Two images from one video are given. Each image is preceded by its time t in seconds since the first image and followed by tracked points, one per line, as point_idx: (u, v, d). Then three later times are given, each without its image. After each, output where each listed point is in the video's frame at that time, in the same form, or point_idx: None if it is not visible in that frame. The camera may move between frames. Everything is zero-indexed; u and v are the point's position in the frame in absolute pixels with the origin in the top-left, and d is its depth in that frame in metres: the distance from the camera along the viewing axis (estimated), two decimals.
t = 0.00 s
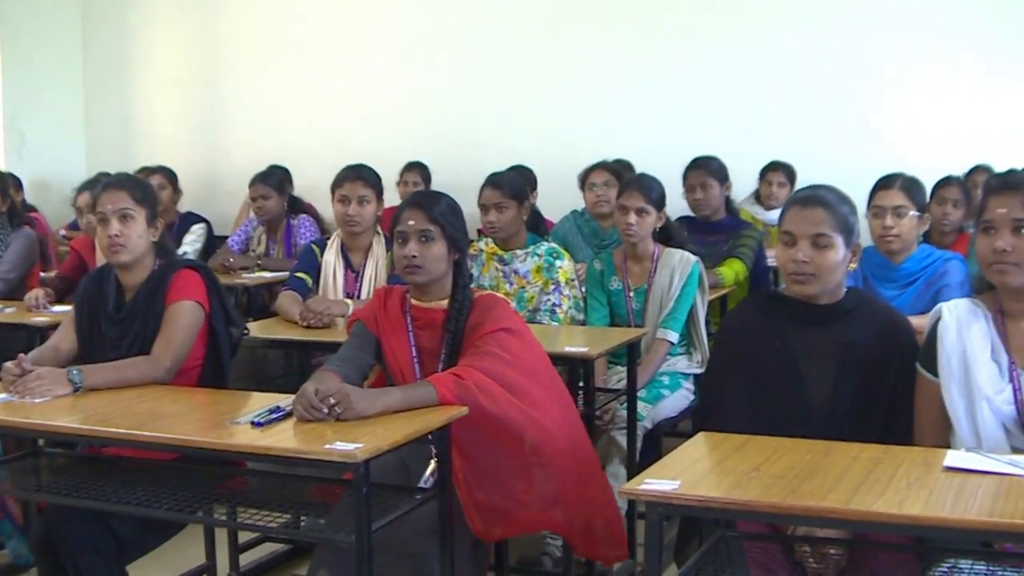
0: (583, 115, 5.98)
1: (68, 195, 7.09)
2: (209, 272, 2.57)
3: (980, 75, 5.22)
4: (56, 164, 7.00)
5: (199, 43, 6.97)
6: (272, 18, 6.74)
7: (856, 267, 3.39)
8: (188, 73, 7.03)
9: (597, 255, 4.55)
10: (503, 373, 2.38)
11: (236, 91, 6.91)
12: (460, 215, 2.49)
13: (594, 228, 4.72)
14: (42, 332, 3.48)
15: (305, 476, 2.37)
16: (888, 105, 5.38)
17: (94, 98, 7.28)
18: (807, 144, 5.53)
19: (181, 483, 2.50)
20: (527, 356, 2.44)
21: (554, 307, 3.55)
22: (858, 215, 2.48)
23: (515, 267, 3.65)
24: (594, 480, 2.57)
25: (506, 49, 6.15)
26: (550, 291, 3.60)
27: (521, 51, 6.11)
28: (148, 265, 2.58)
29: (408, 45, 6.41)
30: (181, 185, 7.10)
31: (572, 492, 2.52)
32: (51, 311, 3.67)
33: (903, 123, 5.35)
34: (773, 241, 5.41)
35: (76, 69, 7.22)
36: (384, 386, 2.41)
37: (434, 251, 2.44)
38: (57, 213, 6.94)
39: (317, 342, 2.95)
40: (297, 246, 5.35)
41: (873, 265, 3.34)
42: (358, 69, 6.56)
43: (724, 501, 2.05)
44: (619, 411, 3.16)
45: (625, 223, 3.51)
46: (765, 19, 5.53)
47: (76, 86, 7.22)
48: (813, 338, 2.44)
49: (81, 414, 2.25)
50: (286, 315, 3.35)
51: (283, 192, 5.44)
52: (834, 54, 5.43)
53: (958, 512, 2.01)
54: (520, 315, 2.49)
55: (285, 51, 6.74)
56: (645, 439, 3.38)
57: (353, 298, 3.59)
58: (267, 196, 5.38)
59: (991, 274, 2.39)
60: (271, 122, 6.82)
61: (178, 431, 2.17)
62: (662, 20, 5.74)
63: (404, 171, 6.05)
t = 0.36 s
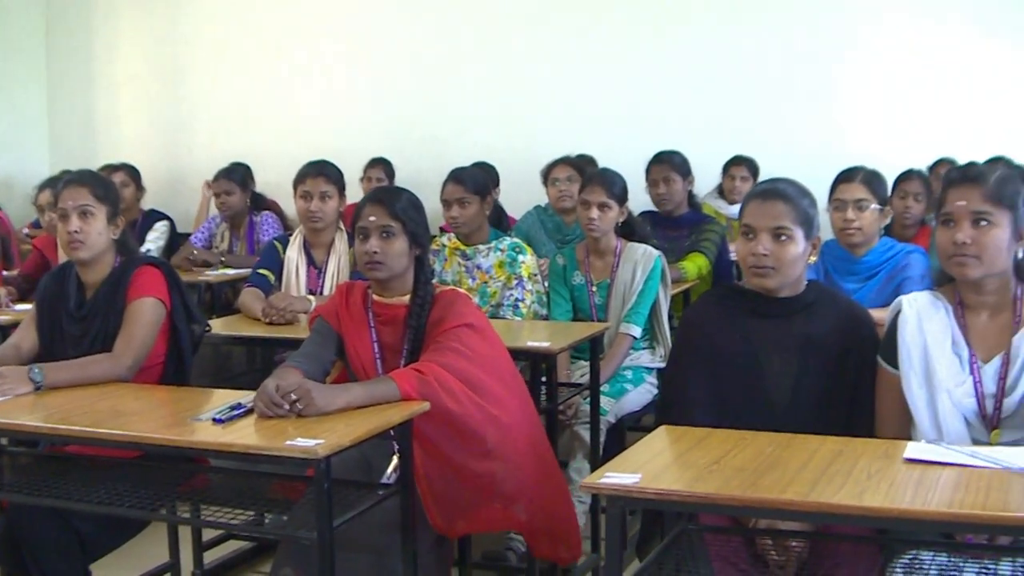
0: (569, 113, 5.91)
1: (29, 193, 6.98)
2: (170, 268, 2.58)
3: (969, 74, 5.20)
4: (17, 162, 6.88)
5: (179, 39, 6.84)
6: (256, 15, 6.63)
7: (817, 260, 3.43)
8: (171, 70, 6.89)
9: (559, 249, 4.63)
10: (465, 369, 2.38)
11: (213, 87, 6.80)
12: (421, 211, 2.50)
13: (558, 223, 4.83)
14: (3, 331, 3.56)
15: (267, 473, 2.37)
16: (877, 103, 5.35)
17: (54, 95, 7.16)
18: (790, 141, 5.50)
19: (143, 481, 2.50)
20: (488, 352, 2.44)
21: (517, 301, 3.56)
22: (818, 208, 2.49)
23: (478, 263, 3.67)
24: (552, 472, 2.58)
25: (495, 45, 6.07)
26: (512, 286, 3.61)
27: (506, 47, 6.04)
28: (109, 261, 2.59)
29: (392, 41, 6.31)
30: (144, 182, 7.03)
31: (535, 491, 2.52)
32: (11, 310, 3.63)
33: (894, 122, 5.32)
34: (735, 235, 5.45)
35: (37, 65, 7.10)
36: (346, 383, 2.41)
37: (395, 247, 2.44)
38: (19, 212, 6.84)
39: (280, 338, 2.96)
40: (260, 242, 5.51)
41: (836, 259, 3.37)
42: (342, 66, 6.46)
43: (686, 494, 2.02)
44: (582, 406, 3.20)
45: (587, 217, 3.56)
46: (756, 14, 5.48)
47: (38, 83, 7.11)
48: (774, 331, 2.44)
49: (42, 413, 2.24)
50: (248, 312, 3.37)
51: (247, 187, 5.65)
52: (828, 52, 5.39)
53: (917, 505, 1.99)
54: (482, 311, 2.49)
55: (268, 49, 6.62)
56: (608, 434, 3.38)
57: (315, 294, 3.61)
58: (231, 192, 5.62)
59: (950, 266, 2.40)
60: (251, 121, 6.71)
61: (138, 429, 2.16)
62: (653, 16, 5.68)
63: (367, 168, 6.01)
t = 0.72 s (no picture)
0: (558, 111, 5.81)
1: None
2: (129, 267, 2.59)
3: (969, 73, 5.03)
4: None
5: (164, 33, 6.73)
6: (243, 10, 6.52)
7: (777, 254, 3.60)
8: (154, 65, 6.79)
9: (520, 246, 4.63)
10: (423, 367, 2.38)
11: (196, 82, 6.70)
12: (379, 208, 2.51)
13: (518, 220, 4.81)
14: None
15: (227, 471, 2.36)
16: (870, 102, 5.21)
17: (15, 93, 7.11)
18: (762, 140, 5.41)
19: (104, 481, 2.49)
20: (446, 348, 2.44)
21: (477, 298, 3.60)
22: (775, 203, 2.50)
23: (438, 260, 3.71)
24: (511, 467, 2.59)
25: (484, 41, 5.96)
26: (472, 283, 3.65)
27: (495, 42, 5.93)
28: (67, 259, 2.59)
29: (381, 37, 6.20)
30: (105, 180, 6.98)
31: (492, 488, 2.53)
32: None
33: (883, 122, 5.19)
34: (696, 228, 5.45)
35: None
36: (304, 380, 2.40)
37: (353, 244, 2.45)
38: None
39: (240, 335, 2.98)
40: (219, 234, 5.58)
41: (795, 254, 3.53)
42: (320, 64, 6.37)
43: (643, 490, 2.00)
44: (542, 402, 3.25)
45: (547, 213, 3.63)
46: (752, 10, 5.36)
47: None
48: (731, 327, 2.45)
49: None
50: (208, 310, 3.39)
51: (210, 184, 5.82)
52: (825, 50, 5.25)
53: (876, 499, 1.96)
54: (440, 308, 2.48)
55: (255, 45, 6.52)
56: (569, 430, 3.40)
57: (275, 291, 3.68)
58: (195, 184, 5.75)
59: (907, 260, 2.40)
60: (233, 117, 6.62)
61: (96, 427, 2.15)
62: (648, 12, 5.56)
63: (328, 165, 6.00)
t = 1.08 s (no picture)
0: (544, 112, 5.78)
1: None
2: (85, 267, 2.59)
3: (970, 73, 5.04)
4: None
5: (150, 30, 6.60)
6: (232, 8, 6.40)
7: (734, 253, 3.59)
8: (138, 62, 6.65)
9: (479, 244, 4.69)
10: (379, 366, 2.38)
11: (181, 80, 6.58)
12: (335, 208, 2.53)
13: (476, 219, 4.87)
14: None
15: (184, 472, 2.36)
16: (868, 102, 5.21)
17: None
18: (726, 142, 5.45)
19: (61, 484, 2.49)
20: (402, 347, 2.45)
21: (435, 296, 3.66)
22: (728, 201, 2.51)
23: (397, 259, 3.75)
24: (467, 465, 2.60)
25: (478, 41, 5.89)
26: (431, 282, 3.71)
27: (491, 41, 5.86)
28: (24, 259, 2.60)
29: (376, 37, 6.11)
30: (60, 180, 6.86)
31: (449, 487, 2.54)
32: None
33: (886, 122, 5.18)
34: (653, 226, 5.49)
35: None
36: (261, 380, 2.40)
37: (309, 244, 2.46)
38: None
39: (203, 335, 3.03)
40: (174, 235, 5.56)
41: (752, 252, 3.54)
42: (283, 67, 6.33)
43: (601, 489, 1.98)
44: (500, 401, 3.24)
45: (504, 212, 3.66)
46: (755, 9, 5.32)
47: None
48: (688, 324, 2.45)
49: None
50: (166, 311, 3.39)
51: (170, 183, 5.80)
52: (829, 48, 5.23)
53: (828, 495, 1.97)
54: (396, 306, 2.49)
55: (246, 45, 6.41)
56: (527, 429, 3.38)
57: (233, 291, 3.67)
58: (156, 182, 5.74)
59: (862, 256, 2.42)
60: (219, 116, 6.52)
61: (54, 428, 2.15)
62: (647, 11, 5.52)
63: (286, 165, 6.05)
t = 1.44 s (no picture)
0: (506, 116, 5.80)
1: None
2: (39, 269, 2.57)
3: (970, 73, 5.00)
4: None
5: (142, 25, 6.50)
6: (224, 4, 6.31)
7: (689, 253, 3.65)
8: (129, 57, 6.57)
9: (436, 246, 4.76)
10: (333, 367, 2.39)
11: (153, 81, 6.54)
12: (289, 209, 2.54)
13: (434, 220, 4.93)
14: None
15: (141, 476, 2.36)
16: (832, 106, 5.22)
17: None
18: (686, 145, 5.46)
19: (17, 487, 2.49)
20: (357, 350, 2.45)
21: (391, 298, 3.66)
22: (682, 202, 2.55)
23: (353, 261, 3.75)
24: (421, 467, 2.61)
25: (473, 39, 5.82)
26: (387, 284, 3.70)
27: (488, 39, 5.78)
28: None
29: (371, 36, 6.03)
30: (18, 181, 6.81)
31: (404, 489, 2.54)
32: None
33: (886, 122, 5.15)
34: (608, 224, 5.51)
35: None
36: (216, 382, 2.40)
37: (264, 246, 2.47)
38: None
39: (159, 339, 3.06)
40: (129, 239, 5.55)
41: (707, 252, 3.59)
42: (246, 70, 6.32)
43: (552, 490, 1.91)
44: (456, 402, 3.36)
45: (461, 214, 3.71)
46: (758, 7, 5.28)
47: None
48: (642, 324, 2.47)
49: None
50: (121, 313, 3.42)
51: (127, 185, 5.81)
52: (834, 48, 5.19)
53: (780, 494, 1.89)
54: (351, 308, 2.50)
55: (238, 42, 6.31)
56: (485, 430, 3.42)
57: (189, 293, 3.69)
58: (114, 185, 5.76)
59: (814, 257, 2.41)
60: (209, 115, 6.43)
61: (7, 432, 2.14)
62: (648, 10, 5.46)
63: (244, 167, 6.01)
